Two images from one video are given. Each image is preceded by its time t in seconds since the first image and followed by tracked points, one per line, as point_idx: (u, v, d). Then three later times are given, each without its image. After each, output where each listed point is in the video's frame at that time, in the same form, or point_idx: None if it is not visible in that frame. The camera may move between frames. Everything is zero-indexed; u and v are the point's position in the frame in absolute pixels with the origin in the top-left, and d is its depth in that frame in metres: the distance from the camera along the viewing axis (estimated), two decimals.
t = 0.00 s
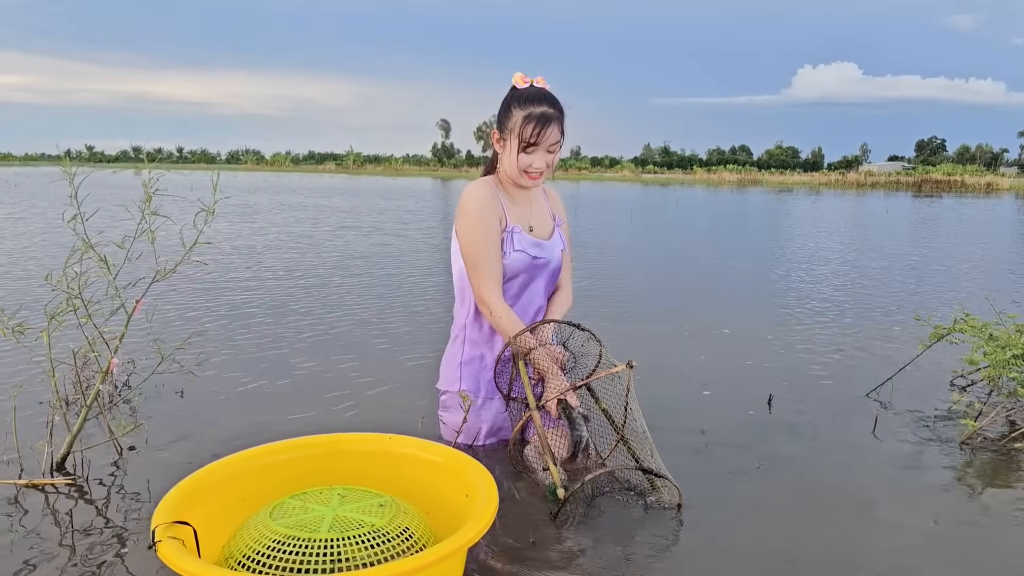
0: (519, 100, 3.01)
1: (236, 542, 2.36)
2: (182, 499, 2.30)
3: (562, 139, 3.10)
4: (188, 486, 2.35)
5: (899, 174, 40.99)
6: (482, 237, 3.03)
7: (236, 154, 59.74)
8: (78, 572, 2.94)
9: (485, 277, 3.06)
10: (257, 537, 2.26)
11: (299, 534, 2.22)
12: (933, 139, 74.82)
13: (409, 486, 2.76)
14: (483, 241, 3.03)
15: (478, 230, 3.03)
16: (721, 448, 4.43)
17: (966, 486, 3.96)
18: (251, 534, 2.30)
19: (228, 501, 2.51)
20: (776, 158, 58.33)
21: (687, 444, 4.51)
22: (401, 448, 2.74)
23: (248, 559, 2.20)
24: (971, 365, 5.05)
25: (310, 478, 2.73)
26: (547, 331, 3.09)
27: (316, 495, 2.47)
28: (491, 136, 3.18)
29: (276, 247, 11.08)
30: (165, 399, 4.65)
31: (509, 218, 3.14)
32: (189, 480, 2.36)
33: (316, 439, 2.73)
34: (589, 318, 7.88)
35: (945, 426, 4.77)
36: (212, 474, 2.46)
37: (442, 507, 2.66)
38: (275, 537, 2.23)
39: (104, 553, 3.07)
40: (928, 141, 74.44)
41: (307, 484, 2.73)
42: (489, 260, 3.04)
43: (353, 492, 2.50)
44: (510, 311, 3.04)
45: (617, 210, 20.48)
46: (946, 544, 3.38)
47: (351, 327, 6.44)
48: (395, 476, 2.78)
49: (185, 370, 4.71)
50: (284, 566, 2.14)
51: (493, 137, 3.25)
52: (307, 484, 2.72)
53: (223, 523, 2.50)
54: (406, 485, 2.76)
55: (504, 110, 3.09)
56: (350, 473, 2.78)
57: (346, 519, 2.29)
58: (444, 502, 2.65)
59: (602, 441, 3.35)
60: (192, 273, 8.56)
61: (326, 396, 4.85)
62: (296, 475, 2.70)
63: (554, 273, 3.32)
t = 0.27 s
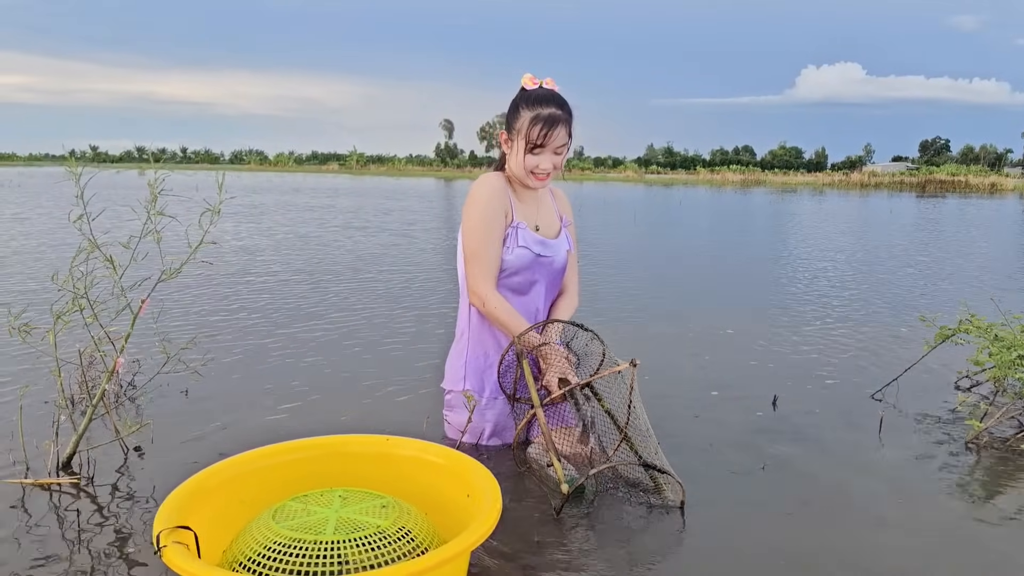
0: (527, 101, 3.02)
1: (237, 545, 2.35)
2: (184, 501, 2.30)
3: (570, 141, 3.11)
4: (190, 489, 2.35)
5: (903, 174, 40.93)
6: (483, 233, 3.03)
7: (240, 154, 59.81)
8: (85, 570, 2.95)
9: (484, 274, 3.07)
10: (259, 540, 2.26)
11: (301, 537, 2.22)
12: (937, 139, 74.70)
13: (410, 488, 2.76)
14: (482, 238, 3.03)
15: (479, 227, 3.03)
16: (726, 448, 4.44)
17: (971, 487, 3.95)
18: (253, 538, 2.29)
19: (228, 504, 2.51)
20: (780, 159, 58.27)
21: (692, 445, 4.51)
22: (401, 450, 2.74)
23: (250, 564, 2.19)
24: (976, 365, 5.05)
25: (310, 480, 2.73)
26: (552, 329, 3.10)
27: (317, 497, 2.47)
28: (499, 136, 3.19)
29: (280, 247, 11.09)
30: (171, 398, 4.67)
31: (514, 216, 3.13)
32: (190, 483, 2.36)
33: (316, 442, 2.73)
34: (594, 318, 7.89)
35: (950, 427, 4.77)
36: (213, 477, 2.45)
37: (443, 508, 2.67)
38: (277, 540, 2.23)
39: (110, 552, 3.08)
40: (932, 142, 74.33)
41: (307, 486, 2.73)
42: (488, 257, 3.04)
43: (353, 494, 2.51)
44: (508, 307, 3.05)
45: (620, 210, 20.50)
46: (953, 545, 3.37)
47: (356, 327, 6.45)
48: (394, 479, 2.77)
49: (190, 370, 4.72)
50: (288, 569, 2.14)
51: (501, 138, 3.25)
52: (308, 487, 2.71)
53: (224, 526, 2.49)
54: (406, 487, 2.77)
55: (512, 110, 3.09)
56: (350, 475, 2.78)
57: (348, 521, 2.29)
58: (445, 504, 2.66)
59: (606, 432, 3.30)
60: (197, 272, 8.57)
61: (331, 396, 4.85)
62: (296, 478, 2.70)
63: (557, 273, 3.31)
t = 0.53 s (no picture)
0: (531, 100, 3.02)
1: (237, 547, 2.34)
2: (183, 503, 2.29)
3: (574, 141, 3.10)
4: (188, 490, 2.33)
5: (906, 173, 40.85)
6: (474, 226, 3.02)
7: (242, 154, 59.81)
8: (88, 569, 2.95)
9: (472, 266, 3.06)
10: (260, 542, 2.25)
11: (303, 539, 2.21)
12: (940, 138, 74.59)
13: (410, 488, 2.75)
14: (473, 230, 3.02)
15: (471, 220, 3.03)
16: (730, 448, 4.44)
17: (975, 487, 3.94)
18: (253, 539, 2.28)
19: (227, 505, 2.50)
20: (783, 158, 58.21)
21: (695, 444, 4.50)
22: (401, 449, 2.74)
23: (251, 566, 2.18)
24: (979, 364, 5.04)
25: (309, 481, 2.72)
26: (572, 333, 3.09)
27: (317, 498, 2.47)
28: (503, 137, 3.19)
29: (283, 246, 11.09)
30: (174, 397, 4.67)
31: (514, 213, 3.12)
32: (189, 484, 2.34)
33: (315, 441, 2.72)
34: (596, 316, 7.89)
35: (954, 427, 4.76)
36: (211, 478, 2.44)
37: (443, 508, 2.66)
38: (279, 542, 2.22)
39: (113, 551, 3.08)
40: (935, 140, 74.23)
41: (305, 486, 2.72)
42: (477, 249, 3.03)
43: (353, 494, 2.50)
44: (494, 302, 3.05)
45: (622, 209, 20.48)
46: (957, 545, 3.37)
47: (359, 326, 6.45)
48: (394, 478, 2.77)
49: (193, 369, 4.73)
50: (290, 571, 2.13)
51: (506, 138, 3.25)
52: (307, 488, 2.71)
53: (222, 528, 2.48)
54: (405, 487, 2.76)
55: (517, 110, 3.10)
56: (349, 476, 2.77)
57: (350, 522, 2.29)
58: (445, 504, 2.66)
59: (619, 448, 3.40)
60: (199, 271, 8.56)
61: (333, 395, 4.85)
62: (295, 478, 2.69)
63: (559, 271, 3.27)
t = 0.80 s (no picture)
0: (516, 88, 3.05)
1: (230, 548, 2.33)
2: (174, 504, 2.27)
3: (561, 130, 3.07)
4: (179, 490, 2.32)
5: (904, 169, 40.84)
6: (448, 217, 3.03)
7: (239, 151, 59.74)
8: (84, 567, 2.95)
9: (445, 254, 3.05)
10: (253, 543, 2.24)
11: (296, 539, 2.20)
12: (938, 135, 74.60)
13: (403, 487, 2.75)
14: (443, 219, 3.03)
15: (447, 211, 3.04)
16: (727, 445, 4.44)
17: (973, 484, 3.94)
18: (246, 540, 2.27)
19: (218, 507, 2.49)
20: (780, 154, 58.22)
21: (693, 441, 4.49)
22: (394, 449, 2.73)
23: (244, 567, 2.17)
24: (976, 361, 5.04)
25: (300, 481, 2.72)
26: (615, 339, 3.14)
27: (309, 497, 2.46)
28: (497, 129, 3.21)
29: (280, 243, 11.07)
30: (171, 395, 4.66)
31: (499, 210, 3.12)
32: (180, 485, 2.33)
33: (306, 442, 2.72)
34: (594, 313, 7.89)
35: (952, 424, 4.76)
36: (201, 480, 2.43)
37: (436, 507, 2.66)
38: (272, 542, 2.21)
39: (110, 549, 3.07)
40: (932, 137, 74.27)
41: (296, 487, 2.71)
42: (447, 237, 3.02)
43: (345, 493, 2.50)
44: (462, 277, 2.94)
45: (620, 206, 20.48)
46: (955, 542, 3.36)
47: (357, 323, 6.44)
48: (387, 478, 2.76)
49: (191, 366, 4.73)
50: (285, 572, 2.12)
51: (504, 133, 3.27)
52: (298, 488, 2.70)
53: (214, 529, 2.47)
54: (399, 486, 2.76)
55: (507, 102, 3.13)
56: (341, 476, 2.76)
57: (343, 522, 2.28)
58: (439, 502, 2.65)
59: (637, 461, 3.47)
60: (196, 268, 8.55)
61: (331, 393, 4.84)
62: (287, 480, 2.68)
63: (552, 271, 3.19)
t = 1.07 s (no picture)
0: (488, 81, 3.13)
1: (214, 551, 2.32)
2: (155, 510, 2.26)
3: (531, 119, 3.08)
4: (159, 496, 2.30)
5: (899, 167, 40.87)
6: (421, 227, 3.22)
7: (233, 147, 59.59)
8: (72, 565, 2.94)
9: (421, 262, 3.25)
10: (238, 546, 2.23)
11: (283, 541, 2.20)
12: (932, 133, 74.71)
13: (386, 482, 2.76)
14: (415, 230, 3.23)
15: (421, 221, 3.24)
16: (718, 443, 4.45)
17: (962, 481, 3.96)
18: (231, 543, 2.26)
19: (198, 509, 2.47)
20: (775, 151, 58.18)
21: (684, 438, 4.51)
22: (375, 444, 2.74)
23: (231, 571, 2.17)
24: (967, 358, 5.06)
25: (281, 480, 2.71)
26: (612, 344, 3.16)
27: (293, 498, 2.46)
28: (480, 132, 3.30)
29: (273, 240, 11.05)
30: (162, 392, 4.66)
31: (473, 213, 3.19)
32: (159, 490, 2.32)
33: (285, 440, 2.71)
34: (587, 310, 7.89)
35: (942, 421, 4.78)
36: (179, 482, 2.41)
37: (421, 503, 2.67)
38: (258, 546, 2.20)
39: (98, 547, 3.07)
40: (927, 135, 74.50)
41: (276, 486, 2.70)
42: (416, 246, 3.22)
43: (328, 492, 2.50)
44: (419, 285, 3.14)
45: (615, 203, 20.48)
46: (944, 540, 3.38)
47: (349, 321, 6.43)
48: (369, 474, 2.77)
49: (182, 364, 4.72)
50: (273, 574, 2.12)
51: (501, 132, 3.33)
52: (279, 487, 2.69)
53: (195, 531, 2.46)
54: (382, 482, 2.76)
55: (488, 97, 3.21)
56: (323, 473, 2.76)
57: (329, 521, 2.29)
58: (423, 498, 2.66)
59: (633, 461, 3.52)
60: (188, 266, 8.52)
61: (322, 391, 4.83)
62: (266, 478, 2.68)
63: (532, 273, 3.14)
